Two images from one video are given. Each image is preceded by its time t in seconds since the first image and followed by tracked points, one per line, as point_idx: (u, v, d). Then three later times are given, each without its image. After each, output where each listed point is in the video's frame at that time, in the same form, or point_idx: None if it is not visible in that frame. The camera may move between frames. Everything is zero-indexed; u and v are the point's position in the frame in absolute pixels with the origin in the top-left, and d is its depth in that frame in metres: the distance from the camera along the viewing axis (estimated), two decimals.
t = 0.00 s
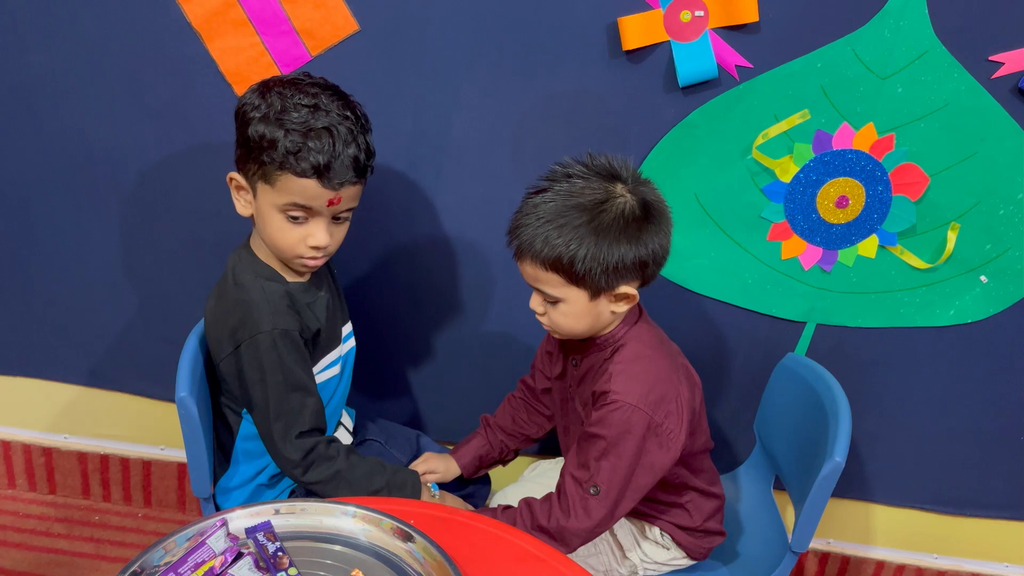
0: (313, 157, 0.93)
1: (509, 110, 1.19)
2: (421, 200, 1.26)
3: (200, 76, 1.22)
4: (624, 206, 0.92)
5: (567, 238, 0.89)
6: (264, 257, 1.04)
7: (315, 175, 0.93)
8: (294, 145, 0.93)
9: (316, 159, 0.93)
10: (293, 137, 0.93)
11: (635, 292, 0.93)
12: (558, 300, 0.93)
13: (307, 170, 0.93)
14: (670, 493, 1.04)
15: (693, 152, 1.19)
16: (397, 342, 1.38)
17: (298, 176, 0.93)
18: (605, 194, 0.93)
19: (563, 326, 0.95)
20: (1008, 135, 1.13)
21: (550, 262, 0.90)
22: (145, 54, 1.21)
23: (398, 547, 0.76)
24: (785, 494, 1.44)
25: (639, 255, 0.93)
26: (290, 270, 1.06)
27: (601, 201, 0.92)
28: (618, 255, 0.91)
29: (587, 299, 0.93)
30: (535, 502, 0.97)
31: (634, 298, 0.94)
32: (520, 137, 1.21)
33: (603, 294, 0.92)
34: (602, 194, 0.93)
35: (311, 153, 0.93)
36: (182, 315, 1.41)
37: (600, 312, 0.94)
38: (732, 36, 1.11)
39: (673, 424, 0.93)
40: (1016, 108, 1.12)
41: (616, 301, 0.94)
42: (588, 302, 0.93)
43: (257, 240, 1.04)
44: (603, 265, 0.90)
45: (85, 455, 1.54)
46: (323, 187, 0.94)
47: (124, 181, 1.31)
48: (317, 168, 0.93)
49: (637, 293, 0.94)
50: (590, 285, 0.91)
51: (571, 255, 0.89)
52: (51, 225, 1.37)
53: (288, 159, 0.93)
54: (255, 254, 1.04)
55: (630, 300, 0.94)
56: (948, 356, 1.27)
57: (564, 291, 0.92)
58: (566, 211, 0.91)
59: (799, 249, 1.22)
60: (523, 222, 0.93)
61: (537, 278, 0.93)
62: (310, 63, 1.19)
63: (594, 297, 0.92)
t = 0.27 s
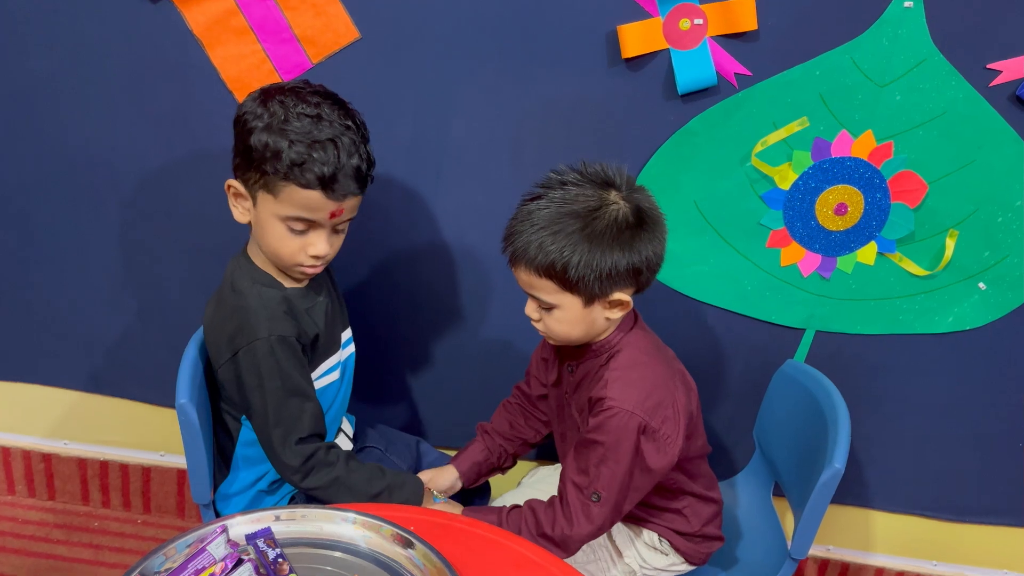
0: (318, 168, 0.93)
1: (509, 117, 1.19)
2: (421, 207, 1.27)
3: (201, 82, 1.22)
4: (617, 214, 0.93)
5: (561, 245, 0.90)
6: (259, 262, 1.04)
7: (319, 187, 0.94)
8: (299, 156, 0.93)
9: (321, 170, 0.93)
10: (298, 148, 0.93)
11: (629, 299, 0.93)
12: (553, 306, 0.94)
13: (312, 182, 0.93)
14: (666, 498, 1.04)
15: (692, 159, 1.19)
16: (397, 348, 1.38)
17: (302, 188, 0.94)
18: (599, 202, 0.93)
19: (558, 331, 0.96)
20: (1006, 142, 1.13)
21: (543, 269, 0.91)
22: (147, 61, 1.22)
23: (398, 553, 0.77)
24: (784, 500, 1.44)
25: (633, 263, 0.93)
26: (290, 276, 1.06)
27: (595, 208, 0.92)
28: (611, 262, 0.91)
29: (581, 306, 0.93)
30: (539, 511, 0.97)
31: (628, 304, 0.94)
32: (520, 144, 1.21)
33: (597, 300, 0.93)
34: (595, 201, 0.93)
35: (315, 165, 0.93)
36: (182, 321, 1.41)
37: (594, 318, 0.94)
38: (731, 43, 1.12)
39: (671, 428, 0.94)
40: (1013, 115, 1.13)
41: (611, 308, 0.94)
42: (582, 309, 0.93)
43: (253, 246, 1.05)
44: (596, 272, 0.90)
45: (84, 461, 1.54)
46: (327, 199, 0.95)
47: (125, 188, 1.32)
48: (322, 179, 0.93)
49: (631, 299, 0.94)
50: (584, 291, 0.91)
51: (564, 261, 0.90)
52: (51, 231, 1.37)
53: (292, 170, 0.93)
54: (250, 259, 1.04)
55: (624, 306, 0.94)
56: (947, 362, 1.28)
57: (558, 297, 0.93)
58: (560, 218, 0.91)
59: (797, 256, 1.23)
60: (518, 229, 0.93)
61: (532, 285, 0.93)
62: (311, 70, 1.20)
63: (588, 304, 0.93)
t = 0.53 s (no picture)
0: (358, 189, 0.96)
1: (509, 123, 1.19)
2: (420, 212, 1.27)
3: (201, 88, 1.23)
4: (606, 220, 0.93)
5: (551, 252, 0.90)
6: (255, 269, 1.04)
7: (359, 208, 0.97)
8: (338, 178, 0.94)
9: (360, 191, 0.96)
10: (336, 171, 0.95)
11: (622, 305, 0.93)
12: (545, 313, 0.94)
13: (353, 203, 0.96)
14: (664, 502, 1.03)
15: (691, 165, 1.20)
16: (396, 353, 1.38)
17: (343, 210, 0.96)
18: (588, 208, 0.93)
19: (550, 338, 0.95)
20: (1004, 149, 1.14)
21: (534, 276, 0.91)
22: (147, 67, 1.22)
23: (397, 559, 0.76)
24: (784, 506, 1.44)
25: (623, 268, 0.93)
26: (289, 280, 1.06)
27: (583, 215, 0.92)
28: (601, 268, 0.91)
29: (573, 312, 0.93)
30: (539, 523, 0.97)
31: (620, 310, 0.94)
32: (519, 150, 1.21)
33: (589, 306, 0.93)
34: (584, 207, 0.93)
35: (354, 187, 0.95)
36: (181, 326, 1.41)
37: (587, 324, 0.94)
38: (729, 49, 1.12)
39: (667, 433, 0.94)
40: (1011, 121, 1.13)
41: (603, 314, 0.94)
42: (575, 315, 0.93)
43: (256, 256, 1.03)
44: (587, 278, 0.91)
45: (84, 466, 1.54)
46: (360, 217, 0.99)
47: (125, 193, 1.32)
48: (362, 200, 0.97)
49: (623, 304, 0.94)
50: (575, 297, 0.92)
51: (555, 269, 0.90)
52: (52, 237, 1.37)
53: (334, 193, 0.95)
54: (245, 266, 1.04)
55: (616, 312, 0.94)
56: (946, 368, 1.28)
57: (550, 303, 0.93)
58: (550, 226, 0.91)
59: (796, 261, 1.23)
60: (508, 237, 0.93)
61: (524, 292, 0.94)
62: (311, 76, 1.20)
63: (581, 310, 0.93)
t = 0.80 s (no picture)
0: (353, 189, 0.96)
1: (509, 127, 1.20)
2: (420, 216, 1.27)
3: (202, 93, 1.23)
4: (600, 221, 0.93)
5: (546, 255, 0.90)
6: (253, 273, 1.04)
7: (354, 207, 0.97)
8: (333, 178, 0.95)
9: (355, 191, 0.96)
10: (332, 170, 0.95)
11: (619, 305, 0.93)
12: (543, 316, 0.94)
13: (348, 203, 0.96)
14: (665, 505, 1.04)
15: (691, 169, 1.20)
16: (396, 356, 1.38)
17: (339, 209, 0.96)
18: (580, 210, 0.93)
19: (548, 342, 0.96)
20: (1004, 152, 1.14)
21: (529, 280, 0.91)
22: (148, 71, 1.23)
23: (397, 563, 0.77)
24: (784, 510, 1.44)
25: (618, 268, 0.93)
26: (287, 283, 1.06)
27: (576, 217, 0.92)
28: (596, 269, 0.91)
29: (571, 314, 0.93)
30: (544, 529, 0.97)
31: (617, 310, 0.94)
32: (519, 154, 1.21)
33: (586, 307, 0.93)
34: (576, 209, 0.93)
35: (350, 187, 0.96)
36: (182, 330, 1.41)
37: (584, 325, 0.94)
38: (729, 54, 1.13)
39: (669, 432, 0.94)
40: (1011, 125, 1.13)
41: (601, 314, 0.94)
42: (572, 317, 0.93)
43: (253, 258, 1.03)
44: (583, 279, 0.91)
45: (84, 470, 1.54)
46: (356, 219, 0.99)
47: (125, 197, 1.32)
48: (358, 200, 0.97)
49: (620, 304, 0.94)
50: (571, 300, 0.92)
51: (550, 271, 0.90)
52: (52, 241, 1.37)
53: (329, 192, 0.95)
54: (243, 270, 1.04)
55: (613, 312, 0.94)
56: (947, 372, 1.28)
57: (546, 307, 0.93)
58: (543, 229, 0.92)
59: (795, 265, 1.23)
60: (502, 242, 0.93)
61: (520, 297, 0.94)
62: (311, 80, 1.20)
63: (578, 311, 0.93)
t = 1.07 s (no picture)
0: (351, 186, 0.96)
1: (509, 132, 1.20)
2: (421, 219, 1.27)
3: (205, 98, 1.23)
4: (616, 219, 0.93)
5: (564, 253, 0.90)
6: (256, 277, 1.04)
7: (353, 204, 0.97)
8: (330, 175, 0.95)
9: (354, 188, 0.96)
10: (327, 168, 0.95)
11: (634, 303, 0.93)
12: (557, 315, 0.93)
13: (346, 200, 0.96)
14: (671, 508, 1.03)
15: (691, 173, 1.20)
16: (397, 360, 1.38)
17: (337, 207, 0.96)
18: (597, 209, 0.94)
19: (561, 340, 0.95)
20: (1004, 156, 1.14)
21: (546, 278, 0.91)
22: (150, 76, 1.23)
23: (398, 567, 0.77)
24: (785, 514, 1.44)
25: (635, 267, 0.93)
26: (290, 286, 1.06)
27: (593, 215, 0.93)
28: (614, 267, 0.91)
29: (586, 313, 0.93)
30: (552, 525, 0.97)
31: (632, 308, 0.94)
32: (520, 158, 1.22)
33: (601, 306, 0.93)
34: (593, 207, 0.93)
35: (348, 184, 0.96)
36: (184, 334, 1.41)
37: (599, 324, 0.94)
38: (729, 58, 1.13)
39: (680, 434, 0.94)
40: (1011, 129, 1.13)
41: (615, 313, 0.94)
42: (588, 315, 0.93)
43: (256, 262, 1.03)
44: (600, 278, 0.90)
45: (85, 475, 1.54)
46: (356, 215, 0.99)
47: (128, 202, 1.32)
48: (356, 196, 0.97)
49: (635, 303, 0.94)
50: (587, 297, 0.91)
51: (567, 270, 0.90)
52: (55, 245, 1.38)
53: (326, 189, 0.95)
54: (245, 274, 1.04)
55: (627, 310, 0.94)
56: (948, 376, 1.28)
57: (562, 305, 0.92)
58: (560, 227, 0.92)
59: (797, 269, 1.23)
60: (518, 240, 0.93)
61: (535, 295, 0.93)
62: (312, 85, 1.21)
63: (593, 310, 0.93)
